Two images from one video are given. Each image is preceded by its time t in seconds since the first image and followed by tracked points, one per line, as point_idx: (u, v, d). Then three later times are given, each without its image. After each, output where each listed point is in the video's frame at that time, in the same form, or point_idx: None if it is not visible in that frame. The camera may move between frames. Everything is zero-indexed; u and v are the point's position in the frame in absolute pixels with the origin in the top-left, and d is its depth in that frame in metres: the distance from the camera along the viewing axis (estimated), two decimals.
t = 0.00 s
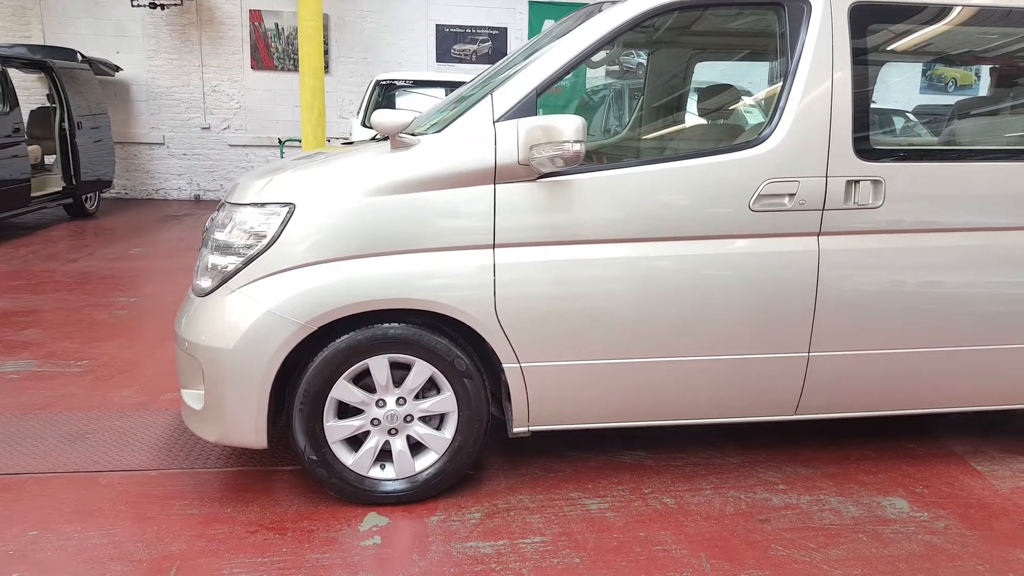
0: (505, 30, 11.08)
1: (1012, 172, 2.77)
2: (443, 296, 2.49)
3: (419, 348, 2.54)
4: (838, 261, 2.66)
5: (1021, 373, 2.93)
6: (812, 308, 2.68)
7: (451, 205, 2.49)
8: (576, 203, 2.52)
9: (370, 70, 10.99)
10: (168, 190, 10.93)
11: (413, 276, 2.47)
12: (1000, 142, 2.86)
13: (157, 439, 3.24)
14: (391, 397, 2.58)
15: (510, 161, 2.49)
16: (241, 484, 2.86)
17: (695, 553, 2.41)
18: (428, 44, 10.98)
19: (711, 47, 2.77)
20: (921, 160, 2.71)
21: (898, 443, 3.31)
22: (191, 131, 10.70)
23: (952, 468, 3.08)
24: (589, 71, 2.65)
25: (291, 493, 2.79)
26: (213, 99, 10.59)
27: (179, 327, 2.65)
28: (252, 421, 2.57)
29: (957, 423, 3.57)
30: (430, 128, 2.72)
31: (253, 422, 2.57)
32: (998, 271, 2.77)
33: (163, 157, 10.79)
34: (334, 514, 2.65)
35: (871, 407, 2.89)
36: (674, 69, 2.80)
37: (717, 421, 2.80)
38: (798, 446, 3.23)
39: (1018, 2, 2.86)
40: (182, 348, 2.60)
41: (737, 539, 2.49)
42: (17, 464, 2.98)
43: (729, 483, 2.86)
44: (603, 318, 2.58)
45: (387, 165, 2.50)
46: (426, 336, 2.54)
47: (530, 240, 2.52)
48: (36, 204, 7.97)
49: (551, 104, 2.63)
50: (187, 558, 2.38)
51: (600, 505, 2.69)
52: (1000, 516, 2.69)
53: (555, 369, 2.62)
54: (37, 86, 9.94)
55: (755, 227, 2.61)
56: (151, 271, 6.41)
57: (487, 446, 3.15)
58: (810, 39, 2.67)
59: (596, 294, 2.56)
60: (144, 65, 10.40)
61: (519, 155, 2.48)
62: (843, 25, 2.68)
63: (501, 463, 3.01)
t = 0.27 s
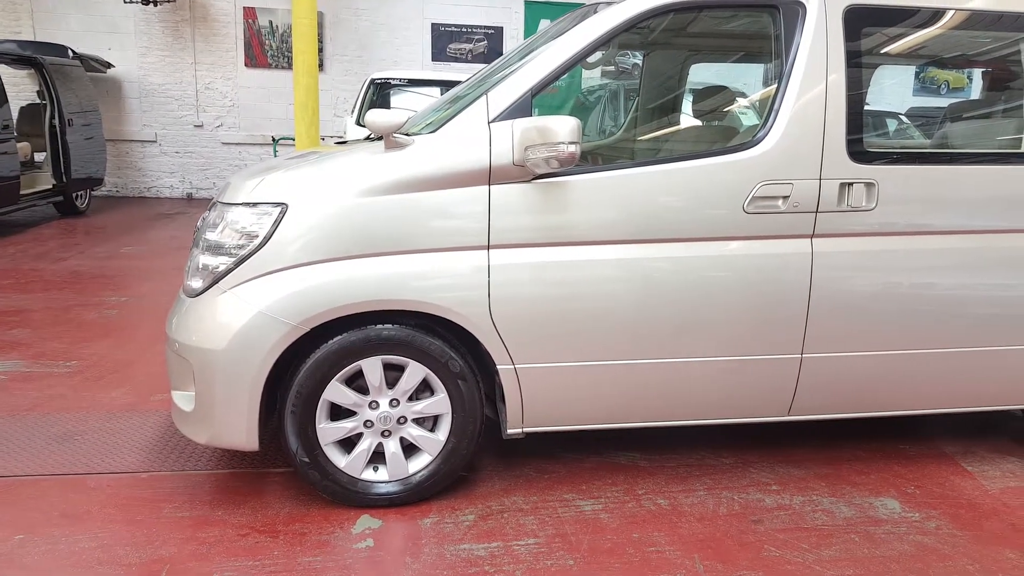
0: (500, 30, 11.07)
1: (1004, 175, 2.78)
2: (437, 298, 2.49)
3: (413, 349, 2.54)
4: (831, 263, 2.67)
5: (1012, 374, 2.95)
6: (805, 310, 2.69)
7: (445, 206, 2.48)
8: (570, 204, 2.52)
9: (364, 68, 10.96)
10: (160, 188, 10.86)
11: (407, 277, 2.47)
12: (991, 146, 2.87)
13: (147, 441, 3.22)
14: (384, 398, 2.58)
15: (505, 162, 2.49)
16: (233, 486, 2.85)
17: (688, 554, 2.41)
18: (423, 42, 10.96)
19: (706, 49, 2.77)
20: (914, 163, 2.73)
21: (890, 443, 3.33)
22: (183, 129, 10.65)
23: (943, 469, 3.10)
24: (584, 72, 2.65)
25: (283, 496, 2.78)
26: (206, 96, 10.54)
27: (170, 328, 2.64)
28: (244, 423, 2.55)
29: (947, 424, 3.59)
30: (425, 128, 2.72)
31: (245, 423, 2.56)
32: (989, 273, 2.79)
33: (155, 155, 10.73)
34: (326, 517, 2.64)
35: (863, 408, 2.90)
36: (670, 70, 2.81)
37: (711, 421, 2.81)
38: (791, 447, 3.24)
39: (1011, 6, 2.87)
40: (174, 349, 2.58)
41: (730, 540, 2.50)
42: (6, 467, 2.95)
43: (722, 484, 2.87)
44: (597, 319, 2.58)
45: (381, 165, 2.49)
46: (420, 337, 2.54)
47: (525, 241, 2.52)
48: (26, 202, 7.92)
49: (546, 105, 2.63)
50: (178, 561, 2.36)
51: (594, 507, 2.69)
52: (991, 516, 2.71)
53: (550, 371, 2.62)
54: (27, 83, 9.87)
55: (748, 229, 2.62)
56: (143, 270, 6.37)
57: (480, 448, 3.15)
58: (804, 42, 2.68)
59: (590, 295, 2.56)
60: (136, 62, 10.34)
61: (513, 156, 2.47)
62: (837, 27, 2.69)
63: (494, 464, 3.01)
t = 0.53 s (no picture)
0: (488, 29, 11.06)
1: (988, 175, 2.80)
2: (426, 301, 2.47)
3: (401, 353, 2.52)
4: (818, 263, 2.68)
5: (997, 372, 2.97)
6: (792, 311, 2.70)
7: (433, 209, 2.47)
8: (559, 207, 2.52)
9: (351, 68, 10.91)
10: (144, 189, 10.77)
11: (394, 281, 2.45)
12: (975, 145, 2.90)
13: (131, 449, 3.18)
14: (372, 403, 2.56)
15: (492, 164, 2.48)
16: (220, 493, 2.82)
17: (678, 556, 2.42)
18: (410, 42, 10.93)
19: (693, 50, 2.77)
20: (900, 163, 2.74)
21: (877, 442, 3.35)
22: (168, 129, 10.56)
23: (929, 467, 3.12)
24: (572, 74, 2.65)
25: (270, 503, 2.76)
26: (191, 96, 10.46)
27: (154, 334, 2.61)
28: (230, 429, 2.53)
29: (934, 422, 3.62)
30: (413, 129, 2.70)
31: (232, 429, 2.53)
32: (974, 272, 2.81)
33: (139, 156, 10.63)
34: (314, 523, 2.62)
35: (851, 407, 2.91)
36: (659, 70, 2.83)
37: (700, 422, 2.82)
38: (779, 447, 3.25)
39: (995, 6, 2.90)
40: (159, 355, 2.56)
41: (719, 541, 2.50)
42: None
43: (711, 485, 2.88)
44: (586, 321, 2.58)
45: (368, 168, 2.48)
46: (408, 341, 2.53)
47: (513, 244, 2.51)
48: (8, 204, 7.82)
49: (535, 106, 2.63)
50: (164, 570, 2.34)
51: (583, 509, 2.69)
52: (977, 514, 2.73)
53: (539, 374, 2.62)
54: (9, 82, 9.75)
55: (736, 230, 2.62)
56: (128, 273, 6.31)
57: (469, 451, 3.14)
58: (791, 42, 2.68)
59: (579, 298, 2.56)
60: (120, 62, 10.24)
61: (501, 158, 2.47)
62: (824, 28, 2.70)
63: (484, 468, 3.00)
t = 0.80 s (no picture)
0: (458, 29, 11.03)
1: (949, 176, 2.86)
2: (395, 306, 2.45)
3: (370, 359, 2.50)
4: (785, 264, 2.71)
5: (958, 369, 3.03)
6: (760, 311, 2.73)
7: (401, 213, 2.45)
8: (528, 210, 2.51)
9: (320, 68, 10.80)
10: (108, 191, 10.54)
11: (362, 286, 2.43)
12: (937, 146, 2.95)
13: (93, 460, 3.11)
14: (340, 410, 2.54)
15: (461, 167, 2.47)
16: (186, 503, 2.77)
17: (649, 557, 2.43)
18: (380, 42, 10.85)
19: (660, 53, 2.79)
20: (863, 165, 2.78)
21: (844, 439, 3.40)
22: (131, 130, 10.36)
23: (895, 463, 3.18)
24: (541, 77, 2.65)
25: (238, 512, 2.72)
26: (155, 96, 10.27)
27: (115, 342, 2.55)
28: (195, 438, 2.49)
29: (900, 418, 3.69)
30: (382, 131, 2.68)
31: (197, 439, 2.49)
32: (936, 272, 2.87)
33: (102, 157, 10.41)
34: (282, 533, 2.58)
35: (817, 406, 2.96)
36: (627, 73, 2.79)
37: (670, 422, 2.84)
38: (749, 445, 3.29)
39: (954, 11, 2.96)
40: (120, 364, 2.50)
41: (689, 541, 2.52)
42: None
43: (681, 485, 2.90)
44: (556, 324, 2.58)
45: (335, 172, 2.45)
46: (376, 347, 2.51)
47: (482, 247, 2.50)
48: None
49: (503, 109, 2.62)
50: None
51: (555, 513, 2.69)
52: (940, 509, 2.79)
53: (509, 378, 2.61)
54: None
55: (704, 232, 2.64)
56: (91, 277, 6.17)
57: (441, 456, 3.12)
58: (756, 46, 2.71)
59: (548, 301, 2.56)
60: (81, 61, 10.02)
61: (470, 161, 2.46)
62: (789, 32, 2.73)
63: (455, 473, 2.99)
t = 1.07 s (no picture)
0: (436, 34, 11.01)
1: (920, 178, 2.90)
2: (374, 315, 2.44)
3: (349, 369, 2.49)
4: (762, 268, 2.74)
5: (934, 368, 3.08)
6: (738, 314, 2.75)
7: (379, 222, 2.44)
8: (506, 217, 2.52)
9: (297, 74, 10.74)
10: (83, 201, 10.40)
11: (341, 295, 2.42)
12: (910, 147, 2.99)
13: (70, 476, 3.06)
14: (320, 420, 2.52)
15: (438, 175, 2.47)
16: (166, 517, 2.74)
17: (633, 562, 2.44)
18: (357, 47, 10.81)
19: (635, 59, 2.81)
20: (836, 168, 2.82)
21: (824, 439, 3.44)
22: (106, 138, 10.23)
23: (874, 462, 3.22)
24: (517, 83, 2.65)
25: (218, 526, 2.69)
26: (129, 104, 10.16)
27: (90, 356, 2.52)
28: (173, 452, 2.46)
29: (878, 418, 3.74)
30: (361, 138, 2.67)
31: (175, 453, 2.46)
32: (910, 272, 2.91)
33: (76, 166, 10.27)
34: (264, 546, 2.56)
35: (795, 407, 2.99)
36: (604, 78, 2.80)
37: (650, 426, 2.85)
38: (730, 448, 3.31)
39: (922, 15, 3.01)
40: (95, 378, 2.47)
41: (673, 545, 2.53)
42: None
43: (664, 488, 2.91)
44: (536, 331, 2.59)
45: (311, 181, 2.44)
46: (356, 356, 2.50)
47: (462, 255, 2.50)
48: None
49: (480, 116, 2.62)
50: None
51: (539, 519, 2.69)
52: (919, 507, 2.82)
53: (490, 385, 2.61)
54: None
55: (681, 237, 2.66)
56: (66, 289, 6.07)
57: (423, 464, 3.11)
58: (730, 52, 2.74)
59: (529, 308, 2.56)
60: (53, 69, 9.88)
61: (446, 170, 2.47)
62: (761, 38, 2.77)
63: (438, 481, 2.98)
